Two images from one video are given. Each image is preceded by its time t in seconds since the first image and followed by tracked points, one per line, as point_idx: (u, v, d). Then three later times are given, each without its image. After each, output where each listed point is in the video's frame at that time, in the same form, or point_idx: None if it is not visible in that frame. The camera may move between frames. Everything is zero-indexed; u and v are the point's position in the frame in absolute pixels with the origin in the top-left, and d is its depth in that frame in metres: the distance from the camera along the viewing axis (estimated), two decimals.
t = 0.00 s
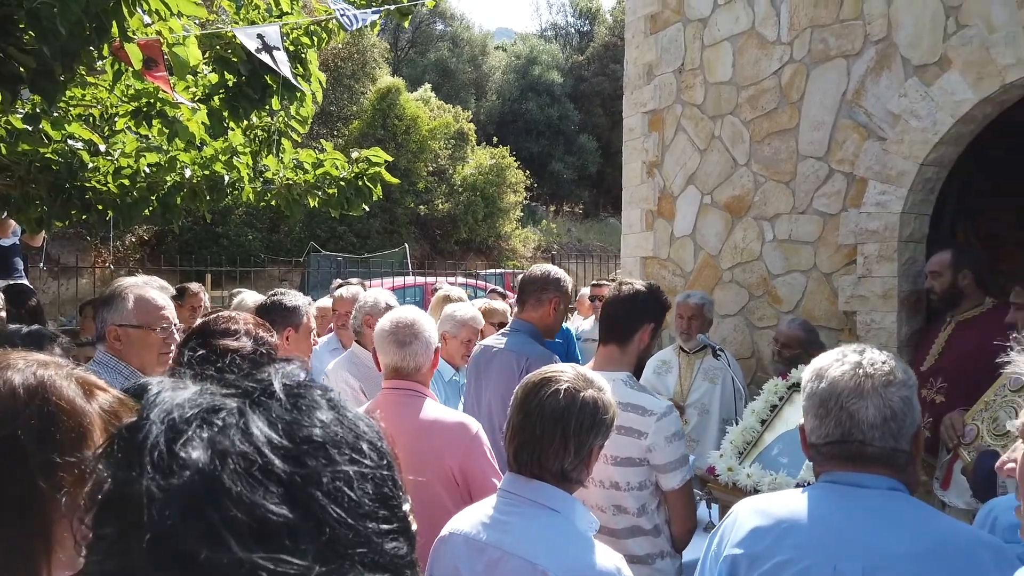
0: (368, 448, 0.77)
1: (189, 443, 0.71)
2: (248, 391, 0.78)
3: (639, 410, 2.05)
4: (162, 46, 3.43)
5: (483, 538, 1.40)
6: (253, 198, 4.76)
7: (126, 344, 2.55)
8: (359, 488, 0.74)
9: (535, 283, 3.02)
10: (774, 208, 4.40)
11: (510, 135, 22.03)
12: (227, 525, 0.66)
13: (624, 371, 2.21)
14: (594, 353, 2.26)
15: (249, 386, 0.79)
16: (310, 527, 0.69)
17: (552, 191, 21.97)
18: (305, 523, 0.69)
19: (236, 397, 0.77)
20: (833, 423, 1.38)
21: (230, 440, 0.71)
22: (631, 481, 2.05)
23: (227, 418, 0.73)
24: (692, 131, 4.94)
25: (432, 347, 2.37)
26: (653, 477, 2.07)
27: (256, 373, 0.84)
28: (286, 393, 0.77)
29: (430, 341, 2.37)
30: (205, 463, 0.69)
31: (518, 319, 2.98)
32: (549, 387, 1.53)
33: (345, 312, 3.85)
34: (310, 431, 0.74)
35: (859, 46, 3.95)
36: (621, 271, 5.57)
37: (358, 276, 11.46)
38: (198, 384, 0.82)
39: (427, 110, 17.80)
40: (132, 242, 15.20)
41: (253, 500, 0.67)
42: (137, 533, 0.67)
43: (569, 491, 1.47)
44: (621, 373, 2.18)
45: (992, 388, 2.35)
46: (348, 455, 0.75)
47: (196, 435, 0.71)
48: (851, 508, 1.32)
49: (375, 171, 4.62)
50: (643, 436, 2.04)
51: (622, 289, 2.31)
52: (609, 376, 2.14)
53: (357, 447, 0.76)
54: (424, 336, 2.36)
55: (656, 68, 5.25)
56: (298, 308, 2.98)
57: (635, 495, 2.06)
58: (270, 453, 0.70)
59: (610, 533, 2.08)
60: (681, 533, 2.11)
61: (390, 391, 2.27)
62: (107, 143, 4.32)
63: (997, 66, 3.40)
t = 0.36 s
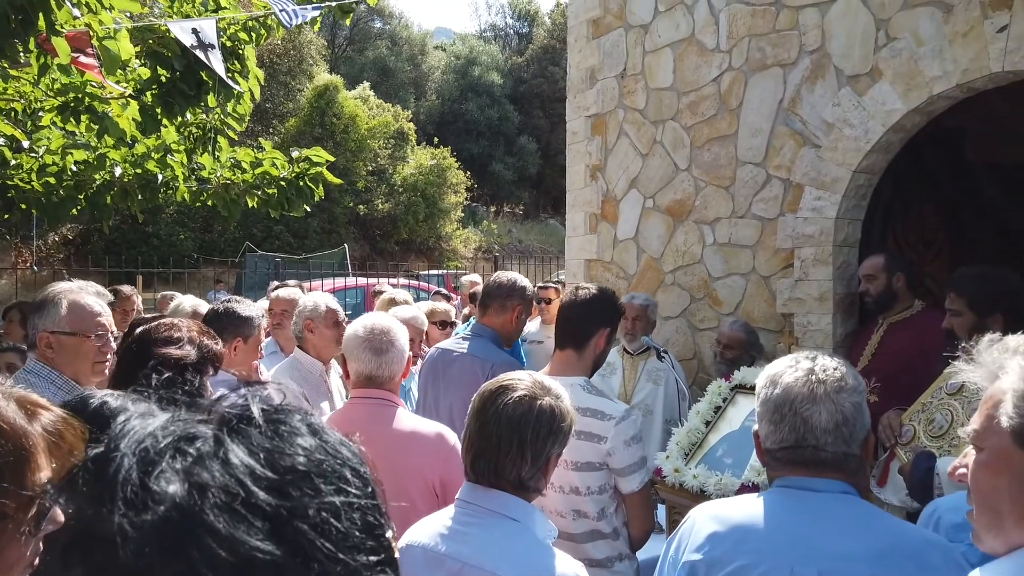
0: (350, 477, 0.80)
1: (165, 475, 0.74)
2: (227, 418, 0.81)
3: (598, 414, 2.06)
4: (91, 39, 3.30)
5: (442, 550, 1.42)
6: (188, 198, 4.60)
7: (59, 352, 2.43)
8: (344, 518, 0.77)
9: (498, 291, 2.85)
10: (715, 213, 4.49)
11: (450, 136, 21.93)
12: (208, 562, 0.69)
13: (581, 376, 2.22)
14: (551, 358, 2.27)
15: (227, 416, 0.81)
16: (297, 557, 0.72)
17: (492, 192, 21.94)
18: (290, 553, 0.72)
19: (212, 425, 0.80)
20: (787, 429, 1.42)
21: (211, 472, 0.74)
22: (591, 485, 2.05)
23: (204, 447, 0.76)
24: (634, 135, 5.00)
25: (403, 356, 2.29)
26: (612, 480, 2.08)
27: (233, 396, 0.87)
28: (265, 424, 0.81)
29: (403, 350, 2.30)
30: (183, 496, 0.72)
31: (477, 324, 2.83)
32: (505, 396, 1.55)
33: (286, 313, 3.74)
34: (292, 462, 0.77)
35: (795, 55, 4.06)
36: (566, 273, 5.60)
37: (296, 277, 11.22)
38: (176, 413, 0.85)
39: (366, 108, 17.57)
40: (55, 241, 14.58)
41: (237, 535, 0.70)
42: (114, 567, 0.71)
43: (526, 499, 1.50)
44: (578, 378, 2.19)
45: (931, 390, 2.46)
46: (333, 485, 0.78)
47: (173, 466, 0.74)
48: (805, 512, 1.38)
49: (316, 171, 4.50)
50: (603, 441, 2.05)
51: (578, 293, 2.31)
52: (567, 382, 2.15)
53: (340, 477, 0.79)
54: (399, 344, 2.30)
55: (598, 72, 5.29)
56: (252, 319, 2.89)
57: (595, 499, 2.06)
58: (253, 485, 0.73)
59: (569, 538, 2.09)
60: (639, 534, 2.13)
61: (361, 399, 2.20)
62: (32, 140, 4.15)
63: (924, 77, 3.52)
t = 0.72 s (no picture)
0: (334, 492, 0.83)
1: (146, 490, 0.76)
2: (209, 431, 0.84)
3: (552, 417, 2.07)
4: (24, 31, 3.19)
5: (400, 558, 1.45)
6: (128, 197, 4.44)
7: None
8: (329, 532, 0.80)
9: (459, 295, 2.82)
10: (662, 215, 4.56)
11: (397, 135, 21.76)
12: None
13: (535, 378, 2.22)
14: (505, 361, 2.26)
15: (211, 429, 0.84)
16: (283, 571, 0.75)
17: (440, 192, 21.82)
18: (278, 568, 0.75)
19: (192, 439, 0.82)
20: (749, 433, 1.45)
21: (196, 487, 0.77)
22: (544, 488, 2.06)
23: (187, 462, 0.79)
24: (584, 138, 5.04)
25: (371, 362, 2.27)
26: (566, 482, 2.10)
27: (215, 406, 0.89)
28: (250, 439, 0.83)
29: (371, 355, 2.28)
30: (167, 512, 0.74)
31: (436, 328, 2.82)
32: (461, 401, 1.59)
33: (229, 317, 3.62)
34: (279, 477, 0.80)
35: (740, 62, 4.16)
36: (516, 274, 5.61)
37: (239, 278, 10.96)
38: (158, 426, 0.87)
39: (311, 106, 17.30)
40: None
41: (226, 554, 0.73)
42: None
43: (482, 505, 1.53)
44: (532, 380, 2.20)
45: (868, 389, 2.54)
46: (319, 500, 0.81)
47: (157, 482, 0.77)
48: (759, 513, 1.41)
49: (262, 170, 4.45)
50: (557, 443, 2.06)
51: (531, 295, 2.32)
52: (520, 385, 2.15)
53: (325, 492, 0.83)
54: (368, 349, 2.27)
55: (548, 75, 5.32)
56: (199, 323, 2.81)
57: (549, 502, 2.07)
58: (240, 501, 0.76)
59: (521, 541, 2.08)
60: (591, 535, 2.16)
61: (331, 406, 2.16)
62: None
63: (863, 86, 3.63)
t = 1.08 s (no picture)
0: (233, 500, 0.73)
1: (22, 504, 0.65)
2: (92, 437, 0.72)
3: (439, 419, 2.07)
4: None
5: (288, 567, 1.45)
6: None
7: None
8: (228, 546, 0.69)
9: (352, 296, 2.77)
10: (552, 217, 4.65)
11: (284, 130, 21.13)
12: None
13: (423, 379, 2.22)
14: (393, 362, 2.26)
15: (92, 434, 0.72)
16: None
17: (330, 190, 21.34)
18: None
19: (73, 447, 0.71)
20: (647, 429, 1.51)
21: (78, 500, 0.66)
22: (429, 491, 2.07)
23: (67, 472, 0.68)
24: (475, 138, 5.07)
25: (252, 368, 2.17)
26: (452, 484, 2.11)
27: (99, 411, 0.77)
28: (139, 444, 0.72)
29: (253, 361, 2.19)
30: (45, 528, 0.63)
31: (330, 329, 2.76)
32: (355, 405, 1.59)
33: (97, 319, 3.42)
34: (171, 485, 0.69)
35: (626, 69, 4.30)
36: (409, 274, 5.57)
37: (110, 277, 10.34)
38: (30, 436, 0.75)
39: (191, 98, 16.53)
40: None
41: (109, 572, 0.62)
42: None
43: (375, 509, 1.54)
44: (421, 382, 2.20)
45: (741, 383, 2.70)
46: (214, 509, 0.70)
47: (32, 494, 0.66)
48: (648, 505, 1.48)
49: (136, 165, 4.14)
50: (442, 446, 2.07)
51: (421, 295, 2.31)
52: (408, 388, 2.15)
53: (221, 501, 0.72)
54: (252, 355, 2.19)
55: (440, 75, 5.32)
56: (59, 324, 2.63)
57: (434, 505, 2.08)
58: (126, 512, 0.65)
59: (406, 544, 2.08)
60: (478, 536, 2.17)
61: (211, 416, 2.06)
62: None
63: (738, 96, 3.81)
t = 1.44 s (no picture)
0: (156, 506, 0.69)
1: None
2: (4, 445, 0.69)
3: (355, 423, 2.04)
4: None
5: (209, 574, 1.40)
6: None
7: None
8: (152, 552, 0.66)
9: (277, 297, 2.71)
10: (478, 216, 4.66)
11: (200, 125, 20.45)
12: None
13: (341, 383, 2.20)
14: (311, 364, 2.22)
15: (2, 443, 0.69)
16: None
17: (249, 187, 20.76)
18: None
19: None
20: (576, 429, 1.53)
21: None
22: (344, 497, 2.05)
23: None
24: (400, 137, 5.03)
25: (147, 371, 2.09)
26: (368, 490, 2.09)
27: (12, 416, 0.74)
28: (52, 451, 0.69)
29: (148, 363, 2.09)
30: None
31: (255, 330, 2.70)
32: (278, 409, 1.55)
33: None
34: (87, 494, 0.66)
35: (550, 71, 4.34)
36: (332, 274, 5.47)
37: (10, 277, 9.77)
38: None
39: (100, 89, 15.79)
40: None
41: None
42: None
43: (301, 515, 1.52)
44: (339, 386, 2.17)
45: (662, 381, 2.77)
46: (135, 517, 0.67)
47: None
48: (575, 504, 1.50)
49: (39, 159, 3.93)
50: (357, 451, 2.04)
51: (341, 296, 2.27)
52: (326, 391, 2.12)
53: (144, 507, 0.69)
54: (147, 357, 2.10)
55: (364, 72, 5.25)
56: None
57: (350, 511, 2.06)
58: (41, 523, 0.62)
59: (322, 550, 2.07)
60: (398, 542, 2.15)
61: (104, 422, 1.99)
62: None
63: (658, 100, 3.90)
